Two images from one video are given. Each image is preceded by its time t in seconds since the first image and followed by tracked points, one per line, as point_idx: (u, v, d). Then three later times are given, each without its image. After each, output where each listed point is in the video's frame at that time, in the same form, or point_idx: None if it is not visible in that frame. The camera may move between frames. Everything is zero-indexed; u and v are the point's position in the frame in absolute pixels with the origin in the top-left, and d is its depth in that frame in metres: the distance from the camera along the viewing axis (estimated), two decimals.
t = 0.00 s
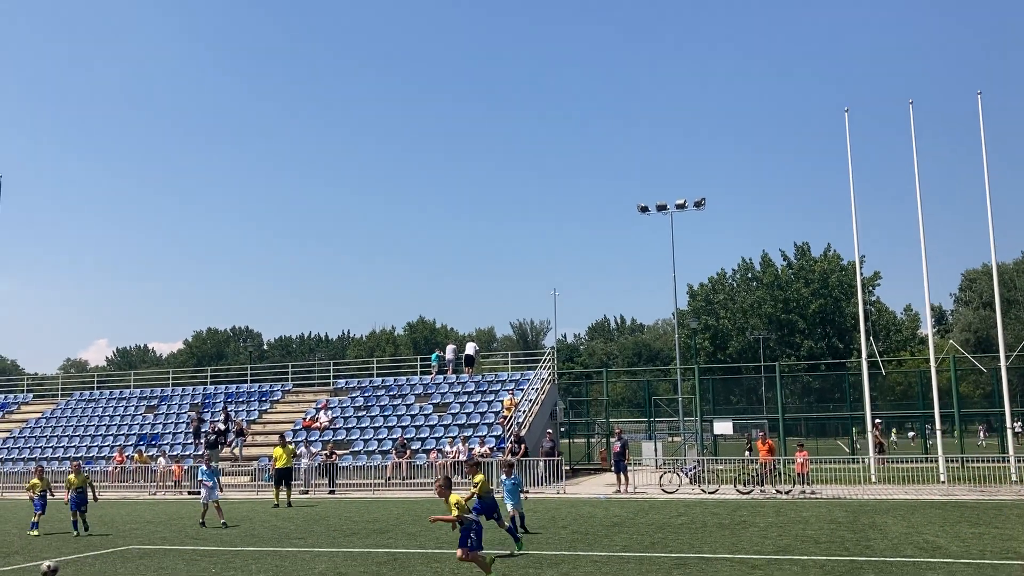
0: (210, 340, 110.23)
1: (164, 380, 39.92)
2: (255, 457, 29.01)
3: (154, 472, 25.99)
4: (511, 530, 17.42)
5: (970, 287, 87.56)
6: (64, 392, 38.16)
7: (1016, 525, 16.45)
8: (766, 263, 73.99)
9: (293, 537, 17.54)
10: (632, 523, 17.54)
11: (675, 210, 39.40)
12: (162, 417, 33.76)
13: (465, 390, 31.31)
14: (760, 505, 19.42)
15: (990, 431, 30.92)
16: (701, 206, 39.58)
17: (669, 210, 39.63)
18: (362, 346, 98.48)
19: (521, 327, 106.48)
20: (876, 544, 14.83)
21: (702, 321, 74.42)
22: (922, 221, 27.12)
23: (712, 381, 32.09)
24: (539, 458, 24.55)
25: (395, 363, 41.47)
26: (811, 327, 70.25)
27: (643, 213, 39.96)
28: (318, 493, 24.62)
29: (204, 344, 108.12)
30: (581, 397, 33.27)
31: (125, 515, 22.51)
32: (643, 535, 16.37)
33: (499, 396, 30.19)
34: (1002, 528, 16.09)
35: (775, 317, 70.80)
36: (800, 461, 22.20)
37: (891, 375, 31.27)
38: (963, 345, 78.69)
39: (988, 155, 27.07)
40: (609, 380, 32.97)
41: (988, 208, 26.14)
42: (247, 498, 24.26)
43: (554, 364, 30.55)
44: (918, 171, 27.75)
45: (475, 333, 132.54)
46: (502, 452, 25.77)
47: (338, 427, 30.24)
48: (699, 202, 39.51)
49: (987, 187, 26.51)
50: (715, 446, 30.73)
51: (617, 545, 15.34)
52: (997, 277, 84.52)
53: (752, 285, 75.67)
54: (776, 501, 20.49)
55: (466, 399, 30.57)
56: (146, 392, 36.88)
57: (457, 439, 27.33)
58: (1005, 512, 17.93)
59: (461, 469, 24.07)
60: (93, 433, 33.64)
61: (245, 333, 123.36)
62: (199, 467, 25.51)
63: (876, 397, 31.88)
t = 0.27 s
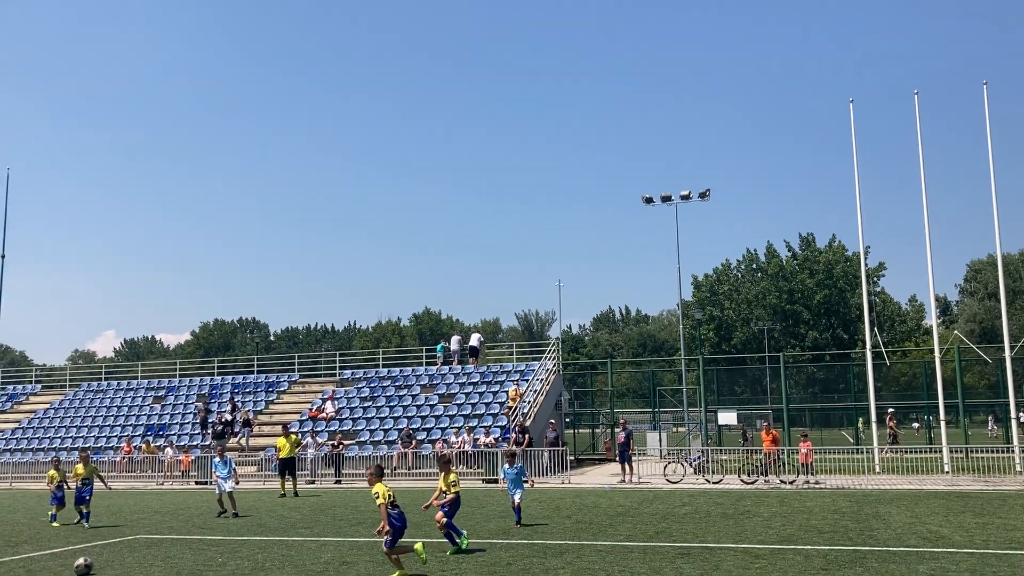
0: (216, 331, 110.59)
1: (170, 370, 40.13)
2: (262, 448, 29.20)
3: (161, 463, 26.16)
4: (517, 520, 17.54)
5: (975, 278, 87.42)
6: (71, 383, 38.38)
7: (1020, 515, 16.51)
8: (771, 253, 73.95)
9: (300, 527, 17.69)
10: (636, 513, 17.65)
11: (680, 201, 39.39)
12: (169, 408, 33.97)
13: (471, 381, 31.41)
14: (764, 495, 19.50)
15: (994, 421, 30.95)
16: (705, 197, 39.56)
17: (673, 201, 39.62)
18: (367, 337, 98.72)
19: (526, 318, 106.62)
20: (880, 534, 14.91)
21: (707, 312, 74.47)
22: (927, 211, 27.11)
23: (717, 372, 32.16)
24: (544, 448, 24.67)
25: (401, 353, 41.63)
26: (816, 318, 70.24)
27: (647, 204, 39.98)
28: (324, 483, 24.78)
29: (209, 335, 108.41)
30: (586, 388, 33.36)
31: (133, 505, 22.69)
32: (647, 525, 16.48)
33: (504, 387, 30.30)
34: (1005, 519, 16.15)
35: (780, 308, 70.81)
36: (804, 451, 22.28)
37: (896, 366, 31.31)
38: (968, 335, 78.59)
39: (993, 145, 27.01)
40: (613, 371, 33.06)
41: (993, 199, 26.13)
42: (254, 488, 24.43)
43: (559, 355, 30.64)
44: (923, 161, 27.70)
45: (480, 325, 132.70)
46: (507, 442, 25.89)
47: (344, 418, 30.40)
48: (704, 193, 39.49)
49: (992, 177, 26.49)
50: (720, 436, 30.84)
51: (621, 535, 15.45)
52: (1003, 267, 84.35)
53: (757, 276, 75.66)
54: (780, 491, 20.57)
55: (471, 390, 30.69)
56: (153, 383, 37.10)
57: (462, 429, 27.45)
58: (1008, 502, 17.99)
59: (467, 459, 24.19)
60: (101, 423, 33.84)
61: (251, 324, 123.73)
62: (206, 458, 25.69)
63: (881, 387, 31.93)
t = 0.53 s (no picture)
0: (222, 323, 110.87)
1: (177, 361, 40.25)
2: (268, 438, 29.28)
3: (168, 454, 26.25)
4: (522, 510, 17.56)
5: (982, 268, 87.11)
6: (78, 374, 38.51)
7: None
8: (777, 244, 73.77)
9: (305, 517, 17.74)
10: (641, 503, 17.65)
11: (686, 191, 39.29)
12: (175, 399, 34.08)
13: (476, 372, 31.42)
14: (770, 485, 19.49)
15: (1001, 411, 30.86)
16: (711, 186, 39.42)
17: (679, 191, 39.51)
18: (373, 328, 98.84)
19: (532, 309, 106.64)
20: (885, 524, 14.88)
21: (713, 303, 74.37)
22: (933, 201, 26.97)
23: (723, 362, 32.12)
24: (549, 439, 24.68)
25: (406, 344, 41.67)
26: (822, 309, 70.10)
27: (653, 195, 39.88)
28: (330, 473, 24.85)
29: (216, 327, 108.69)
30: (591, 378, 33.35)
31: (140, 495, 22.78)
32: (652, 515, 16.47)
33: (509, 377, 30.30)
34: (1012, 509, 16.10)
35: (787, 299, 70.68)
36: (810, 441, 22.21)
37: (902, 356, 31.21)
38: (975, 326, 78.36)
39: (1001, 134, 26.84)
40: (619, 361, 33.04)
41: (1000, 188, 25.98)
42: (260, 479, 24.51)
43: (564, 345, 30.62)
44: (931, 151, 27.54)
45: (486, 316, 132.75)
46: (512, 433, 25.91)
47: (350, 408, 30.45)
48: (710, 183, 39.38)
49: (1000, 166, 26.34)
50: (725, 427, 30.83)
51: (626, 525, 15.46)
52: (1010, 258, 84.04)
53: (763, 267, 75.50)
54: (785, 482, 20.55)
55: (477, 381, 30.71)
56: (160, 374, 37.22)
57: (468, 420, 27.47)
58: (1014, 492, 17.94)
59: (472, 450, 24.21)
60: (107, 414, 33.97)
61: (257, 316, 123.97)
62: (212, 449, 25.76)
63: (887, 378, 31.86)
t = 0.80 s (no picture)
0: (229, 314, 111.08)
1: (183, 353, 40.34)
2: (275, 429, 29.34)
3: (174, 445, 26.31)
4: (527, 501, 17.58)
5: (990, 258, 86.81)
6: (85, 365, 38.63)
7: None
8: (783, 234, 73.60)
9: (312, 508, 17.78)
10: (647, 493, 17.64)
11: (692, 181, 39.19)
12: (181, 390, 34.17)
13: (482, 363, 31.43)
14: (776, 475, 19.46)
15: (1009, 402, 30.76)
16: (717, 177, 39.35)
17: (685, 181, 39.40)
18: (379, 319, 98.93)
19: (538, 300, 106.60)
20: (892, 514, 14.85)
21: (719, 293, 74.24)
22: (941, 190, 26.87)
23: (729, 353, 32.08)
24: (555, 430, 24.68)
25: (412, 336, 41.71)
26: (828, 299, 69.94)
27: (659, 184, 39.78)
28: (336, 464, 24.91)
29: (222, 318, 108.86)
30: (597, 369, 33.32)
31: (147, 486, 22.85)
32: (658, 506, 16.47)
33: (515, 368, 30.30)
34: (1019, 499, 16.06)
35: (793, 289, 70.54)
36: (815, 431, 22.22)
37: (909, 347, 31.13)
38: (982, 316, 78.11)
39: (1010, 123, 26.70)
40: (625, 352, 33.01)
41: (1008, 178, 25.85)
42: (266, 469, 24.56)
43: (570, 336, 30.59)
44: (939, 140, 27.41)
45: (492, 307, 132.77)
46: (518, 424, 25.91)
47: (356, 399, 30.50)
48: (716, 173, 39.27)
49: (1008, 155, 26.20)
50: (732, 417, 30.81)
51: (632, 515, 15.46)
52: (1018, 248, 83.72)
53: (769, 257, 75.33)
54: (792, 472, 20.52)
55: (482, 371, 30.72)
56: (166, 365, 37.32)
57: (473, 411, 27.49)
58: (1021, 483, 17.89)
59: (478, 441, 24.23)
60: (114, 405, 34.08)
61: (264, 308, 124.19)
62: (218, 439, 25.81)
63: (894, 368, 31.78)
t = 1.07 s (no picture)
0: (238, 306, 111.34)
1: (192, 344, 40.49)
2: (283, 420, 29.45)
3: (184, 436, 26.44)
4: (535, 492, 17.61)
5: (999, 249, 86.44)
6: (95, 356, 38.83)
7: None
8: (792, 225, 73.39)
9: (321, 498, 17.84)
10: (655, 484, 17.66)
11: (700, 173, 39.06)
12: (191, 381, 34.31)
13: (490, 354, 31.45)
14: (784, 466, 19.45)
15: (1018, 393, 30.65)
16: (725, 167, 39.21)
17: (694, 172, 39.28)
18: (387, 310, 99.06)
19: (545, 292, 106.57)
20: (901, 505, 14.83)
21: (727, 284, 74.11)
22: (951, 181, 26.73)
23: (737, 344, 32.04)
24: (563, 421, 24.70)
25: (420, 327, 41.76)
26: (837, 290, 69.76)
27: (667, 175, 39.68)
28: (345, 455, 24.99)
29: (231, 309, 109.21)
30: (605, 360, 33.31)
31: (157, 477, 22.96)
32: (666, 497, 16.49)
33: (523, 360, 30.32)
34: None
35: (802, 280, 70.37)
36: (824, 422, 22.18)
37: (918, 338, 31.04)
38: (992, 307, 77.83)
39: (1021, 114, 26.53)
40: (632, 343, 33.00)
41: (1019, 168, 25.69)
42: (275, 460, 24.66)
43: (578, 327, 30.58)
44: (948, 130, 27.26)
45: (499, 299, 132.81)
46: (526, 415, 25.94)
47: (365, 390, 30.58)
48: (725, 164, 39.14)
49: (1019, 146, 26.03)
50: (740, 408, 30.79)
51: (640, 506, 15.48)
52: None
53: (778, 248, 75.13)
54: (800, 463, 20.51)
55: (490, 363, 30.75)
56: (176, 356, 37.47)
57: (481, 402, 27.53)
58: None
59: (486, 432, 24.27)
60: (124, 396, 34.25)
61: (272, 299, 124.46)
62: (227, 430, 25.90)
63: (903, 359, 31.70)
